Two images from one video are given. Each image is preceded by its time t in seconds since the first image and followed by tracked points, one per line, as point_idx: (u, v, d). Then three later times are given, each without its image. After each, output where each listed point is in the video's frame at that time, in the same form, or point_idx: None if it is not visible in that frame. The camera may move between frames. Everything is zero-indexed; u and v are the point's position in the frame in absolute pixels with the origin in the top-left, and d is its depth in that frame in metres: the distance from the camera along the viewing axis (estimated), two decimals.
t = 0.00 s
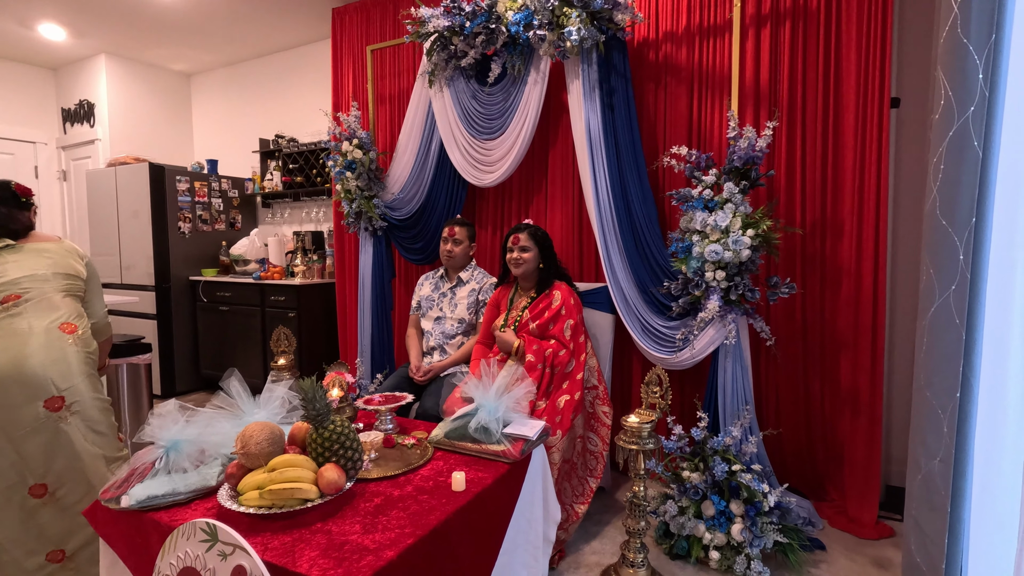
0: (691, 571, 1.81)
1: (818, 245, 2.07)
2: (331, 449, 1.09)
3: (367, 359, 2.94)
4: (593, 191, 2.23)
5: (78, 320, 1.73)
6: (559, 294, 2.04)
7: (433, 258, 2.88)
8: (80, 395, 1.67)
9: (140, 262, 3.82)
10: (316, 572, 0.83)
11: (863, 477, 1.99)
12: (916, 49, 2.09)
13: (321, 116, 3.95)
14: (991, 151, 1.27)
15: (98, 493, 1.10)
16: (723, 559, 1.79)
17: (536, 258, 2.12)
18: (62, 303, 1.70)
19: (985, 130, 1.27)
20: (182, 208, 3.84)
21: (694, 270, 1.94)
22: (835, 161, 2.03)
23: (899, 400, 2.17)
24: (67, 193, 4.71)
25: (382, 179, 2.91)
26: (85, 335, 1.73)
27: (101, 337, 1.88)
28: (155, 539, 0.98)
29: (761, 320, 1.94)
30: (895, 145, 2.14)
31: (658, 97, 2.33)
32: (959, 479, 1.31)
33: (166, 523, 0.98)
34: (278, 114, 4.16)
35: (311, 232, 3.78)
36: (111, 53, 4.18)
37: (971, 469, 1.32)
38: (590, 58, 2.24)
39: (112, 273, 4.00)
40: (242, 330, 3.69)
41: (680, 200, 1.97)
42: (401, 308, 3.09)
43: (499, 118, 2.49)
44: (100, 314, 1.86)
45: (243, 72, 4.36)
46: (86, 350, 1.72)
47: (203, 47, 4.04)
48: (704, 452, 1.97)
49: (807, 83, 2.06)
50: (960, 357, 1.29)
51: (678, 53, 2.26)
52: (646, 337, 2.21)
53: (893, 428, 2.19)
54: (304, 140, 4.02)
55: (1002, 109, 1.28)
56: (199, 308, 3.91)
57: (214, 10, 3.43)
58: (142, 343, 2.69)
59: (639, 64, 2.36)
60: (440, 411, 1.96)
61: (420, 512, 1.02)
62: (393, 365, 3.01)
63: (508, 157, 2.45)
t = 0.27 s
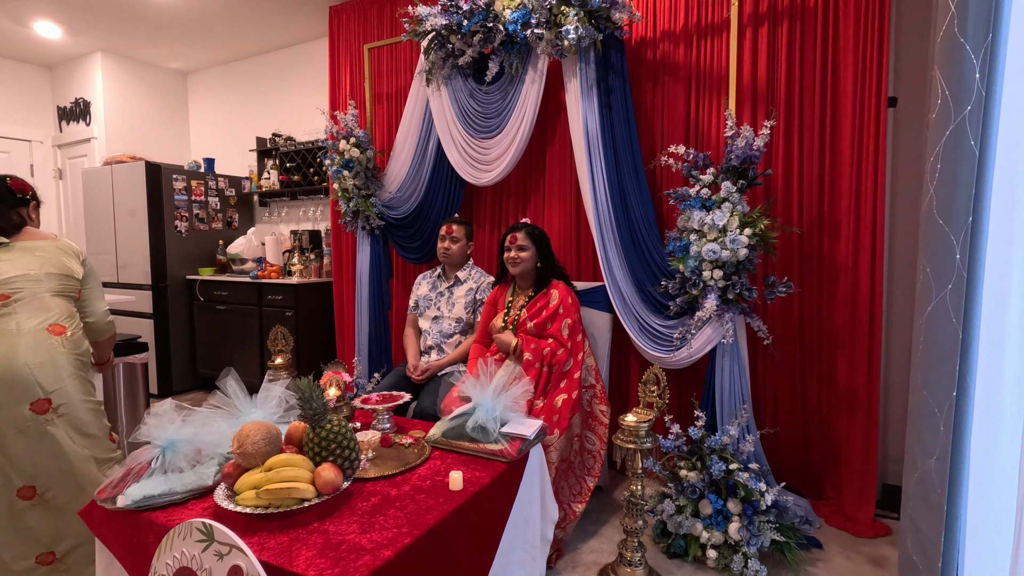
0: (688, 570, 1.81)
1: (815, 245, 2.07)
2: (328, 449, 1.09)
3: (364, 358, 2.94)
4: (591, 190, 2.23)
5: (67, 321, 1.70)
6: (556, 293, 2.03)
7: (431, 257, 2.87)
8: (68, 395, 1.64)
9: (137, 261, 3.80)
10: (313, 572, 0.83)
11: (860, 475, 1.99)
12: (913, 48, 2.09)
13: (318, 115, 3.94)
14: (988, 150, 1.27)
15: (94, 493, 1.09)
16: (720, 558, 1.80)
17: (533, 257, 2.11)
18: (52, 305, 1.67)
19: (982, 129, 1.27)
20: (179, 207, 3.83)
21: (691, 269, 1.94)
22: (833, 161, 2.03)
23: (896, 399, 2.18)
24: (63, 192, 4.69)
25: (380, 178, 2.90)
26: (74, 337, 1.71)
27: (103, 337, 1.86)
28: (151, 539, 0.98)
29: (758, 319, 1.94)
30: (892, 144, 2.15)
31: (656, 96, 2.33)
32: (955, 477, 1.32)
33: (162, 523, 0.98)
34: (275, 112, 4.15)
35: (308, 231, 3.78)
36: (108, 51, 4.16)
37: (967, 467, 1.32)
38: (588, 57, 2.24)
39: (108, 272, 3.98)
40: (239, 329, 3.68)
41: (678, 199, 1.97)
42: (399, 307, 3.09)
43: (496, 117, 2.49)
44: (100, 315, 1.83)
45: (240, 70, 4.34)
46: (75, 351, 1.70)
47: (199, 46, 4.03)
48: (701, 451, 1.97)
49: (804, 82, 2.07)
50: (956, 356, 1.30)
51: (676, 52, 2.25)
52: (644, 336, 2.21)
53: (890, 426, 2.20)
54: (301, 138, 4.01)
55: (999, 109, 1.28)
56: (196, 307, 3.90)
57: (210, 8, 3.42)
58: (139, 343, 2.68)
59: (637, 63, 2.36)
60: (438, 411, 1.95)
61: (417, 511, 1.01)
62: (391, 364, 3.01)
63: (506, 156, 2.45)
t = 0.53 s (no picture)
0: (686, 569, 1.81)
1: (813, 244, 2.08)
2: (327, 448, 1.09)
3: (363, 358, 2.94)
4: (589, 190, 2.23)
5: (55, 318, 1.68)
6: (555, 292, 2.03)
7: (429, 257, 2.87)
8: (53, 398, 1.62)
9: (135, 261, 3.80)
10: (311, 572, 0.83)
11: (858, 474, 2.00)
12: (910, 48, 2.10)
13: (316, 115, 3.94)
14: (985, 150, 1.28)
15: (92, 493, 1.09)
16: (718, 557, 1.80)
17: (531, 257, 2.11)
18: (45, 303, 1.66)
19: (979, 129, 1.27)
20: (177, 206, 3.82)
21: (690, 269, 1.94)
22: (830, 160, 2.04)
23: (893, 398, 2.18)
24: (60, 191, 4.68)
25: (378, 177, 2.90)
26: (66, 336, 1.70)
27: (116, 319, 1.83)
28: (149, 539, 0.98)
29: (756, 319, 1.95)
30: (889, 144, 2.15)
31: (654, 96, 2.33)
32: (951, 476, 1.32)
33: (160, 523, 0.98)
34: (273, 112, 4.15)
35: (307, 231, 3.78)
36: (105, 50, 4.15)
37: (964, 467, 1.32)
38: (586, 56, 2.24)
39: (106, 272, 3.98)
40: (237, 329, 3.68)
41: (676, 199, 1.97)
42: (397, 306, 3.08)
43: (495, 117, 2.49)
44: (108, 296, 1.79)
45: (238, 70, 4.34)
46: (67, 351, 1.69)
47: (197, 45, 4.02)
48: (700, 450, 1.97)
49: (802, 82, 2.07)
50: (953, 355, 1.30)
51: (674, 52, 2.26)
52: (642, 336, 2.21)
53: (888, 425, 2.20)
54: (300, 138, 4.00)
55: (996, 109, 1.28)
56: (194, 307, 3.89)
57: (208, 7, 3.41)
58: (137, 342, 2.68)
59: (635, 63, 2.36)
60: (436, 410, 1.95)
61: (416, 511, 1.01)
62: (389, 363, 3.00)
63: (505, 155, 2.45)
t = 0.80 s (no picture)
0: (686, 569, 1.81)
1: (813, 244, 2.08)
2: (326, 449, 1.09)
3: (363, 359, 2.94)
4: (589, 190, 2.23)
5: (53, 321, 1.60)
6: (554, 292, 2.03)
7: (428, 257, 2.87)
8: (51, 401, 1.57)
9: (134, 261, 3.80)
10: (310, 572, 0.83)
11: (857, 474, 2.00)
12: (910, 48, 2.10)
13: (316, 115, 3.94)
14: (984, 150, 1.28)
15: (91, 494, 1.09)
16: (717, 557, 1.80)
17: (527, 257, 2.12)
18: (43, 304, 1.59)
19: (978, 129, 1.27)
20: (177, 206, 3.82)
21: (689, 269, 1.94)
22: (830, 160, 2.04)
23: (893, 398, 2.19)
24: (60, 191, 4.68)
25: (377, 177, 2.90)
26: (66, 339, 1.62)
27: (131, 307, 1.62)
28: (148, 540, 0.98)
29: (756, 319, 1.95)
30: (889, 144, 2.15)
31: (654, 96, 2.33)
32: (951, 477, 1.32)
33: (159, 523, 0.98)
34: (272, 112, 4.14)
35: (306, 231, 3.78)
36: (104, 49, 4.15)
37: (963, 467, 1.32)
38: (586, 57, 2.24)
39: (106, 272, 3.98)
40: (236, 329, 3.67)
41: (676, 199, 1.97)
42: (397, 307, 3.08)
43: (494, 117, 2.49)
44: (113, 286, 1.61)
45: (238, 70, 4.34)
46: (66, 355, 1.62)
47: (196, 45, 4.02)
48: (699, 450, 1.97)
49: (801, 83, 2.07)
50: (953, 356, 1.30)
51: (674, 52, 2.26)
52: (641, 336, 2.21)
53: (887, 425, 2.20)
54: (299, 138, 4.00)
55: (995, 109, 1.28)
56: (193, 307, 3.89)
57: (207, 7, 3.41)
58: (137, 343, 2.68)
59: (634, 63, 2.36)
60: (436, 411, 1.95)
61: (415, 511, 1.01)
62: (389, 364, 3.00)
63: (504, 155, 2.45)
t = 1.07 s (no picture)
0: (686, 569, 1.81)
1: (813, 244, 2.08)
2: (326, 449, 1.08)
3: (363, 359, 2.93)
4: (589, 191, 2.23)
5: (64, 322, 1.54)
6: (554, 292, 2.03)
7: (428, 257, 2.87)
8: (68, 398, 1.53)
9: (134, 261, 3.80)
10: (310, 573, 0.83)
11: (857, 474, 2.00)
12: (910, 48, 2.10)
13: (316, 115, 3.94)
14: (984, 150, 1.28)
15: (91, 494, 1.09)
16: (718, 557, 1.80)
17: (528, 256, 2.11)
18: (56, 304, 1.53)
19: (978, 130, 1.27)
20: (177, 206, 3.82)
21: (689, 269, 1.94)
22: (830, 160, 2.04)
23: (893, 398, 2.19)
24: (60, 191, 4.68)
25: (377, 178, 2.90)
26: (78, 339, 1.56)
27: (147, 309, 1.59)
28: (147, 540, 0.98)
29: (755, 319, 1.95)
30: (888, 145, 2.15)
31: (654, 96, 2.33)
32: (950, 477, 1.32)
33: (159, 523, 0.98)
34: (272, 112, 4.14)
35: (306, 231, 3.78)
36: (104, 50, 4.15)
37: (963, 467, 1.32)
38: (586, 57, 2.24)
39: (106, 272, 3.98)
40: (236, 329, 3.67)
41: (676, 199, 1.97)
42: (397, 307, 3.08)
43: (494, 117, 2.49)
44: (129, 290, 1.56)
45: (238, 70, 4.34)
46: (77, 355, 1.56)
47: (196, 45, 4.02)
48: (699, 451, 1.97)
49: (802, 83, 2.07)
50: (952, 356, 1.30)
51: (674, 52, 2.26)
52: (641, 336, 2.21)
53: (887, 425, 2.20)
54: (299, 138, 4.00)
55: (995, 109, 1.28)
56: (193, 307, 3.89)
57: (207, 7, 3.41)
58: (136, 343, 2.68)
59: (634, 63, 2.36)
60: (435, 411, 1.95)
61: (415, 511, 1.01)
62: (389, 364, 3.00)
63: (504, 155, 2.45)
